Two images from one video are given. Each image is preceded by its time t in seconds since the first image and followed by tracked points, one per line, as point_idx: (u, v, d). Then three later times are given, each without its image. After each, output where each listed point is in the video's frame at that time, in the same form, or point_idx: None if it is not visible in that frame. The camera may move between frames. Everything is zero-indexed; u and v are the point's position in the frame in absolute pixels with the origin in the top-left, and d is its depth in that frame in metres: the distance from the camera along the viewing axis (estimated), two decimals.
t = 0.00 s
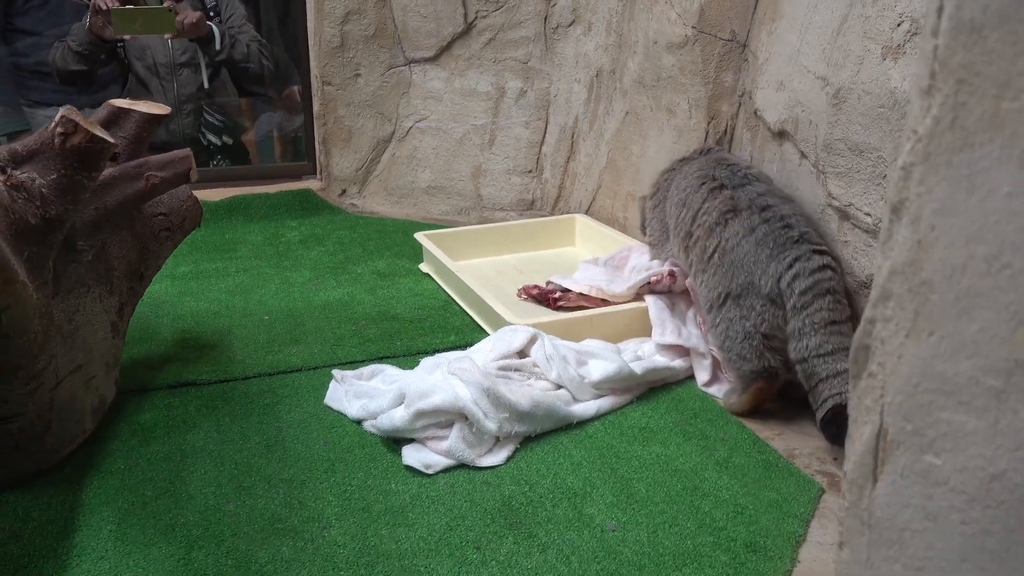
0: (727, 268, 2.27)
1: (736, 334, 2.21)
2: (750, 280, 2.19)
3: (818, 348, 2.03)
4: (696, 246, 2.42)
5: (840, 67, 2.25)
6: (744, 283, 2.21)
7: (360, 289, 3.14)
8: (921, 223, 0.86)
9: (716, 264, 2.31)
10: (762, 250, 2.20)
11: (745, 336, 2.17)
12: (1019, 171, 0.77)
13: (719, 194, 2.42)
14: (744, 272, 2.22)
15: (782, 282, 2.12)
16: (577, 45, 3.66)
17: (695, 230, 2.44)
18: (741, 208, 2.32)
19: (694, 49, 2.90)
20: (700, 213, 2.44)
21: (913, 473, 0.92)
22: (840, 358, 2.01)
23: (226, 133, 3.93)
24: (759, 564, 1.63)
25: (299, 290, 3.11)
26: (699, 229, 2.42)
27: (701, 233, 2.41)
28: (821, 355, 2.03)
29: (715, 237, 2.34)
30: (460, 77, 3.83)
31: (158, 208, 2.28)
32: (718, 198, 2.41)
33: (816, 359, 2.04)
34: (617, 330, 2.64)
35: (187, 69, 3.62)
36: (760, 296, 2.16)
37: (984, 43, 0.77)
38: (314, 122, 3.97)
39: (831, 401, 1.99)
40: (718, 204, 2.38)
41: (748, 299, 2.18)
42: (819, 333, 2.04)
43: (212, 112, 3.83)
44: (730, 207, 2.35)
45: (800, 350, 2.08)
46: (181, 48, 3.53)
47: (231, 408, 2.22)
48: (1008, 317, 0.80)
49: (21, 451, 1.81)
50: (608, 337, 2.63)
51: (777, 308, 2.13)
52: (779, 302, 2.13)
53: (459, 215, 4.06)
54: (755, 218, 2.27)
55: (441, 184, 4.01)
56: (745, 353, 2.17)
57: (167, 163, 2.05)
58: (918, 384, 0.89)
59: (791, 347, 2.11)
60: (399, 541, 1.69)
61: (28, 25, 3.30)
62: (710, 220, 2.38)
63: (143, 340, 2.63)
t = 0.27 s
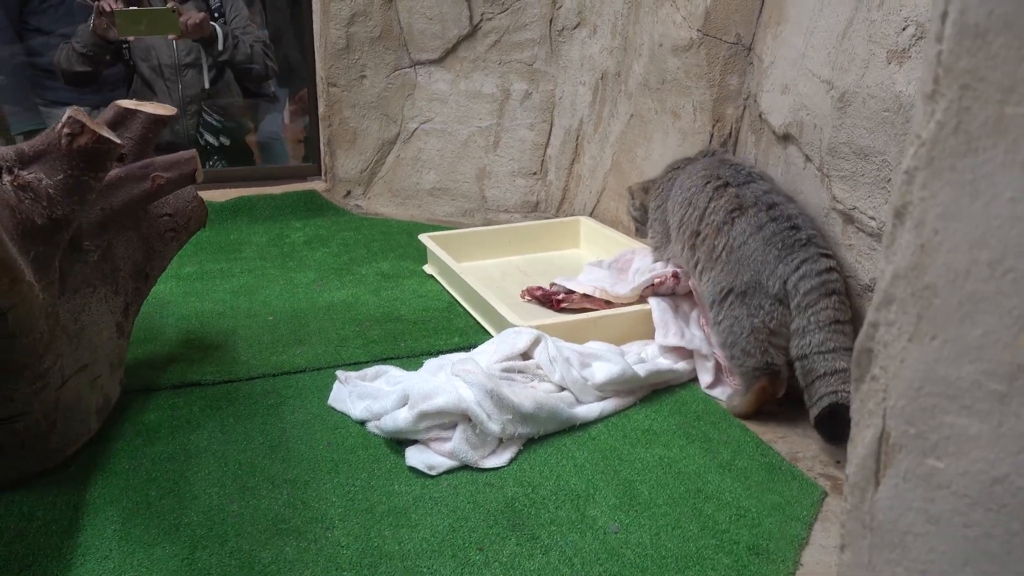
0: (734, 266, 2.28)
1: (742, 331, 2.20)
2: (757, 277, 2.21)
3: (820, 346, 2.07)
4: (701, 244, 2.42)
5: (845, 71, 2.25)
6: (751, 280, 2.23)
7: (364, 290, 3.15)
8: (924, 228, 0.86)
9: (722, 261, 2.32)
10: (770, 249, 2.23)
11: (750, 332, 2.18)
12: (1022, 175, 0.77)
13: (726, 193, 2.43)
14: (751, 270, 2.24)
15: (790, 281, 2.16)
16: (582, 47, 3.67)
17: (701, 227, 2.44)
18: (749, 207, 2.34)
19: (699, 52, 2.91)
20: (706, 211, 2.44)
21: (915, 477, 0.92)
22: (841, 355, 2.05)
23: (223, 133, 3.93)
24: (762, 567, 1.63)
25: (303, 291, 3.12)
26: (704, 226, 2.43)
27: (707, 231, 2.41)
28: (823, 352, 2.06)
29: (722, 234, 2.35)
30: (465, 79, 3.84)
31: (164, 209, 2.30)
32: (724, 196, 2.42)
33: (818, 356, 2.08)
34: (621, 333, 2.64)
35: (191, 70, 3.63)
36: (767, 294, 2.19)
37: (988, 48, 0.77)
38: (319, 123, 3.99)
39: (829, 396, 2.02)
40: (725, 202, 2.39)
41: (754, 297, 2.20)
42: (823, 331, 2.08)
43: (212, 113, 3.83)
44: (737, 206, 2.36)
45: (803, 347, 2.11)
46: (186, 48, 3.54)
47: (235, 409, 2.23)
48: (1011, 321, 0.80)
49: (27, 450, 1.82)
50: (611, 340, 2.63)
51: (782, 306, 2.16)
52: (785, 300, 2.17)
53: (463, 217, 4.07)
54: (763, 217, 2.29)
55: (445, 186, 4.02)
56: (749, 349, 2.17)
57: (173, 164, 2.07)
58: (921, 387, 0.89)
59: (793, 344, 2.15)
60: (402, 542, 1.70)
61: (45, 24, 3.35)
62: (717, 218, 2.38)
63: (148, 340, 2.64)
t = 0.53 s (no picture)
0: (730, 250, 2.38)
1: (740, 312, 2.27)
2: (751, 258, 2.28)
3: (815, 318, 2.10)
4: (702, 232, 2.54)
5: (845, 71, 2.25)
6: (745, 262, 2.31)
7: (365, 291, 3.15)
8: (917, 229, 0.86)
9: (719, 247, 2.42)
10: (762, 232, 2.31)
11: (749, 312, 2.25)
12: (1015, 177, 0.78)
13: (721, 182, 2.54)
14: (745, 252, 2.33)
15: (781, 259, 2.22)
16: (583, 49, 3.68)
17: (700, 217, 2.56)
18: (743, 194, 2.44)
19: (699, 53, 2.90)
20: (704, 201, 2.56)
21: (910, 477, 0.92)
22: (836, 327, 2.07)
23: (227, 134, 3.96)
24: (762, 568, 1.64)
25: (304, 292, 3.13)
26: (703, 215, 2.55)
27: (706, 219, 2.53)
28: (817, 325, 2.09)
29: (718, 221, 2.46)
30: (466, 80, 3.84)
31: (165, 210, 2.30)
32: (720, 185, 2.53)
33: (812, 330, 2.10)
34: (622, 334, 2.65)
35: (193, 71, 3.65)
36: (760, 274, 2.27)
37: (980, 50, 0.78)
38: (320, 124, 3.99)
39: (825, 371, 2.04)
40: (721, 191, 2.51)
41: (748, 277, 2.27)
42: (816, 303, 2.11)
43: (215, 114, 3.85)
44: (732, 194, 2.47)
45: (799, 323, 2.15)
46: (188, 50, 3.57)
47: (236, 410, 2.24)
48: (1005, 322, 0.82)
49: (28, 452, 1.83)
50: (611, 340, 2.63)
51: (778, 284, 2.21)
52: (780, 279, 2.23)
53: (464, 218, 4.07)
54: (756, 204, 2.39)
55: (447, 187, 4.03)
56: (747, 331, 2.23)
57: (174, 165, 2.06)
58: (915, 388, 0.89)
59: (792, 321, 2.18)
60: (403, 543, 1.70)
61: (51, 26, 3.34)
62: (713, 207, 2.50)
63: (148, 341, 2.65)
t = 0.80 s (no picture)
0: (712, 209, 2.69)
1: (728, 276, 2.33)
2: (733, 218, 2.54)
3: (783, 262, 2.31)
4: (689, 202, 2.82)
5: (849, 73, 2.25)
6: (724, 219, 2.62)
7: (369, 293, 3.16)
8: (921, 232, 0.87)
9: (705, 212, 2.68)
10: (742, 191, 2.59)
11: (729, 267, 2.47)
12: (1019, 180, 0.78)
13: (704, 160, 2.82)
14: (725, 211, 2.63)
15: (757, 210, 2.48)
16: (586, 50, 3.69)
17: (687, 189, 2.85)
18: (724, 164, 2.75)
19: (702, 55, 2.90)
20: (691, 178, 2.83)
21: (913, 480, 0.92)
22: (803, 272, 2.27)
23: (237, 136, 3.95)
24: (764, 571, 1.64)
25: (309, 294, 3.14)
26: (690, 191, 2.81)
27: (692, 189, 2.81)
28: (786, 270, 2.30)
29: (703, 187, 2.76)
30: (469, 82, 3.85)
31: (170, 212, 2.31)
32: (704, 163, 2.81)
33: (782, 275, 2.31)
34: (625, 336, 2.65)
35: (197, 73, 3.63)
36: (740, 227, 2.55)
37: (983, 55, 0.78)
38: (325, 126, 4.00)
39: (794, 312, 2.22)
40: (705, 165, 2.79)
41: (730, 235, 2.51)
42: (785, 249, 2.33)
43: (223, 116, 3.83)
44: (715, 165, 2.76)
45: (770, 269, 2.36)
46: (191, 52, 3.54)
47: (240, 411, 2.24)
48: (1007, 326, 0.81)
49: (32, 453, 1.83)
50: (615, 343, 2.64)
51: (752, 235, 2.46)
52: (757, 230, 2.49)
53: (468, 220, 4.08)
54: (736, 170, 2.68)
55: (451, 189, 4.04)
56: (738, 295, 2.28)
57: (179, 167, 2.06)
58: (918, 391, 0.90)
59: (763, 268, 2.40)
60: (407, 544, 1.70)
61: (58, 29, 3.35)
62: (698, 177, 2.80)
63: (153, 342, 2.66)
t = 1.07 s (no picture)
0: (700, 212, 2.79)
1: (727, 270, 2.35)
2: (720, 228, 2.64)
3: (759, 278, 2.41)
4: (678, 201, 2.89)
5: (854, 78, 2.25)
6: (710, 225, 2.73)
7: (373, 297, 3.17)
8: (927, 241, 0.87)
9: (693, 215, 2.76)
10: (726, 200, 2.67)
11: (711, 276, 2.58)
12: None
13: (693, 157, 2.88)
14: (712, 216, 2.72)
15: (738, 223, 2.57)
16: (591, 55, 3.70)
17: (676, 188, 2.89)
18: (712, 164, 2.78)
19: (707, 60, 2.91)
20: (678, 175, 2.89)
21: (919, 488, 0.92)
22: (776, 288, 2.36)
23: (243, 139, 3.95)
24: None
25: (314, 297, 3.15)
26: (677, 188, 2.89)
27: (681, 189, 2.87)
28: (760, 285, 2.39)
29: (691, 188, 2.82)
30: (475, 86, 3.86)
31: (176, 215, 2.32)
32: (693, 160, 2.86)
33: (758, 289, 2.40)
34: (629, 341, 2.65)
35: (203, 77, 3.63)
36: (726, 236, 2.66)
37: (989, 65, 0.78)
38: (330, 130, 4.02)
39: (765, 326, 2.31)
40: (693, 164, 2.84)
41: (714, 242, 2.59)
42: (760, 266, 2.42)
43: (229, 119, 3.84)
44: (703, 165, 2.81)
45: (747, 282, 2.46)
46: (196, 56, 3.53)
47: (245, 415, 2.25)
48: (1012, 335, 0.80)
49: (39, 456, 1.84)
50: (618, 348, 2.64)
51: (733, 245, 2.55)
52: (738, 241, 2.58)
53: (472, 223, 4.08)
54: (722, 172, 2.73)
55: (455, 193, 4.05)
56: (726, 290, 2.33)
57: (185, 171, 2.08)
58: (925, 400, 0.90)
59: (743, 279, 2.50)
60: (411, 549, 1.71)
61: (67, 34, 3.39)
62: (687, 177, 2.84)
63: (159, 346, 2.67)
